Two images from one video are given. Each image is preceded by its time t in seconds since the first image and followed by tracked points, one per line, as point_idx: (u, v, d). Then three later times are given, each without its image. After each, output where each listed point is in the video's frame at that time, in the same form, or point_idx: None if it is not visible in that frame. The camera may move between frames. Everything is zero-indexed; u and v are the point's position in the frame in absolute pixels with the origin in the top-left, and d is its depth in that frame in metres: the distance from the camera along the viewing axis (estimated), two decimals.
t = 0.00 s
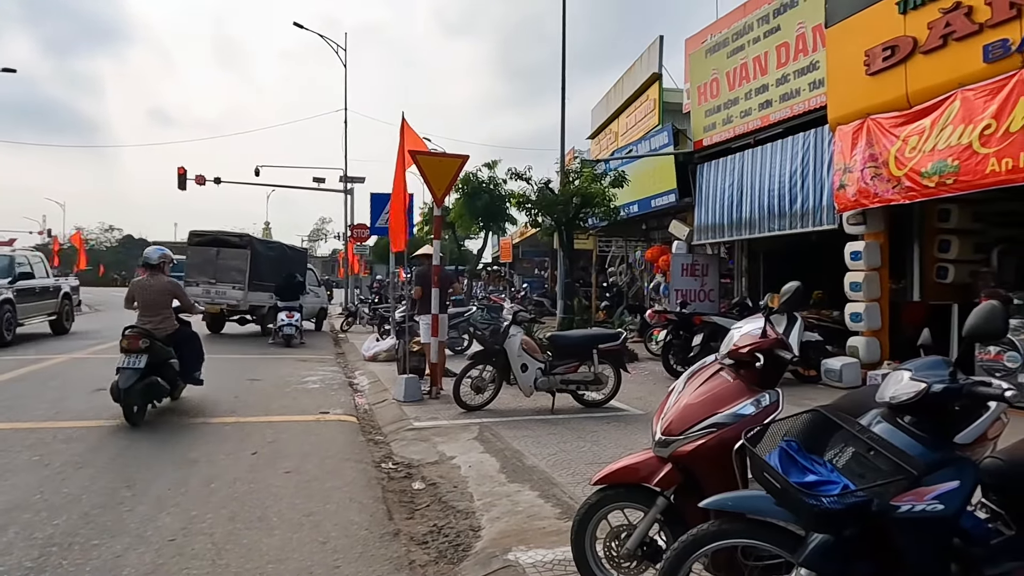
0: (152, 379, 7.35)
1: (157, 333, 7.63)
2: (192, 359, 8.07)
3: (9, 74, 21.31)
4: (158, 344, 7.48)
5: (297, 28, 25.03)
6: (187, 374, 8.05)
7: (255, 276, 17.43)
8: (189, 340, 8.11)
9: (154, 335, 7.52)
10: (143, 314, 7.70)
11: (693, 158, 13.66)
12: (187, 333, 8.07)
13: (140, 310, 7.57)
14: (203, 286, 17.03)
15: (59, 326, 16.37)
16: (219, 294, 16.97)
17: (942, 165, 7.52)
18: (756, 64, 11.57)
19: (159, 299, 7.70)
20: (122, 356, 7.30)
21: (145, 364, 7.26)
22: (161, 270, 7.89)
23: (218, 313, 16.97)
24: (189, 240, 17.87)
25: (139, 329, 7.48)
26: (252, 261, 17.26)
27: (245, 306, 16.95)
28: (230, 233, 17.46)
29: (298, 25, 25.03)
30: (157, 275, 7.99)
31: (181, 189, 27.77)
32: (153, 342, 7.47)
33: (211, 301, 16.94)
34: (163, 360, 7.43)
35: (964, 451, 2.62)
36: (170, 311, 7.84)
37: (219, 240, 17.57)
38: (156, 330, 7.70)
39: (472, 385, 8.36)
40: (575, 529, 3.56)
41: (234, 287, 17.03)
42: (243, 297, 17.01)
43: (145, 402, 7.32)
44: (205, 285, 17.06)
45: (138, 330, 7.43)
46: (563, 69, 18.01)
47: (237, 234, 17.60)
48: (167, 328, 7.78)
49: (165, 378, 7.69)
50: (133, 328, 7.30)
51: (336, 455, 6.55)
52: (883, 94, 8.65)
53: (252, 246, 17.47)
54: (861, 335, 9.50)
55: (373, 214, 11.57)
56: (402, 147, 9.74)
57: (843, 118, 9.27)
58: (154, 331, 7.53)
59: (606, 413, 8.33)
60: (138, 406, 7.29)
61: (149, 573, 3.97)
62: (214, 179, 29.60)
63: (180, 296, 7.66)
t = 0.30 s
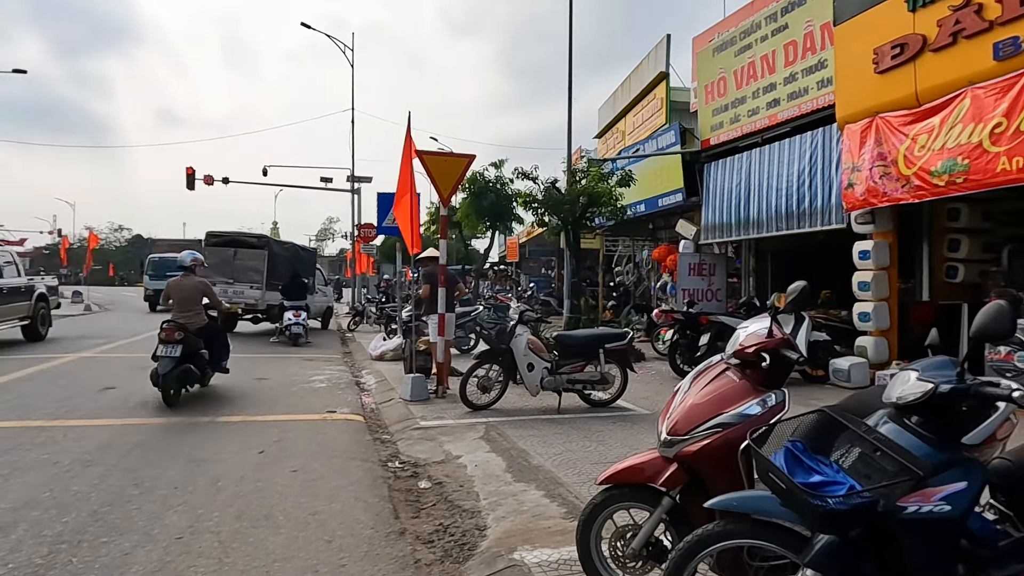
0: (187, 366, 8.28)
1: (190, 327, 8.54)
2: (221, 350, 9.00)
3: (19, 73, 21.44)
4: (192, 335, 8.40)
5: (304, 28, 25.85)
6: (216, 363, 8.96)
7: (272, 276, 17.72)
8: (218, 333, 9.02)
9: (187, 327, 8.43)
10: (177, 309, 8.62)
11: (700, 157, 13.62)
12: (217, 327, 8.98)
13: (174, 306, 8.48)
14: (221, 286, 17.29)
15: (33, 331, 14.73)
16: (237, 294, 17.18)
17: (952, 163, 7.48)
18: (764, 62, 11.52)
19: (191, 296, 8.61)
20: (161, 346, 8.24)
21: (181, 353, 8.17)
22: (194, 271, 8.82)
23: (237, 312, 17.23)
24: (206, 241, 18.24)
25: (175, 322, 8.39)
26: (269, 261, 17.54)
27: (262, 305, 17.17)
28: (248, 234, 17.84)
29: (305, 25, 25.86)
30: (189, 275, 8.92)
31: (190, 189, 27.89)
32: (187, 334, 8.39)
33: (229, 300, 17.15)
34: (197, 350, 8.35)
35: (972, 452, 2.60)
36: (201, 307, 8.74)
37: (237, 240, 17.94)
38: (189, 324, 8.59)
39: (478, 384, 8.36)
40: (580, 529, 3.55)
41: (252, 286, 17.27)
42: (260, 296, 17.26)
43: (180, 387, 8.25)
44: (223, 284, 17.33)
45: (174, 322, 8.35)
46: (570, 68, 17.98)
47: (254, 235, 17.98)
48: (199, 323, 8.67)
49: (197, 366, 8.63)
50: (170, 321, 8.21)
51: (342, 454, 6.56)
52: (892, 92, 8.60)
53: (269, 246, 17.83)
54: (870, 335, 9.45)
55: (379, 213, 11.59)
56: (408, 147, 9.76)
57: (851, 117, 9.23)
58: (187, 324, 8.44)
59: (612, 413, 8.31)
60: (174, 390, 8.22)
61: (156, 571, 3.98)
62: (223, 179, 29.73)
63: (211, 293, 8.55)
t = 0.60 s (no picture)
0: (213, 358, 9.04)
1: (216, 322, 9.28)
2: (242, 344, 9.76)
3: (28, 75, 21.61)
4: (217, 330, 9.15)
5: (309, 28, 26.13)
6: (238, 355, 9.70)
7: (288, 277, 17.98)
8: (240, 328, 9.78)
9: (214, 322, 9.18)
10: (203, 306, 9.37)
11: (707, 156, 13.59)
12: (239, 322, 9.74)
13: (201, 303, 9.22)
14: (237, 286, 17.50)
15: None
16: (253, 294, 17.40)
17: (961, 163, 7.45)
18: (771, 61, 11.50)
19: (216, 294, 9.34)
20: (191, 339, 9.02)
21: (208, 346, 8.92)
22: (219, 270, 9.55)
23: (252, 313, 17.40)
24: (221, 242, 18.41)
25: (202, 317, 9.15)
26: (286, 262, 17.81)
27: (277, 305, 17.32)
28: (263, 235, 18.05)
29: (310, 25, 26.10)
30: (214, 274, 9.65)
31: (197, 190, 27.97)
32: (213, 328, 9.16)
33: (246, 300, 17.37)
34: (222, 344, 9.10)
35: (982, 452, 2.60)
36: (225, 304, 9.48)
37: (252, 241, 18.14)
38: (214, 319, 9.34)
39: (485, 384, 8.37)
40: (588, 528, 3.55)
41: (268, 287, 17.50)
42: (276, 296, 17.49)
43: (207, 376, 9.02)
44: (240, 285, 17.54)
45: (201, 317, 9.09)
46: (575, 67, 17.96)
47: (269, 237, 18.20)
48: (222, 318, 9.41)
49: (222, 357, 9.39)
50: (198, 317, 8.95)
51: (348, 453, 6.56)
52: (900, 91, 8.57)
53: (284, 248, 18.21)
54: (877, 335, 9.42)
55: (385, 213, 11.60)
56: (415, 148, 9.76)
57: (859, 116, 9.20)
58: (213, 319, 9.18)
59: (619, 412, 8.30)
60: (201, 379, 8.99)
61: (164, 569, 3.99)
62: (229, 179, 29.81)
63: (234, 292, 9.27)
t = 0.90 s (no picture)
0: (235, 351, 9.82)
1: (237, 319, 10.07)
2: (262, 339, 10.53)
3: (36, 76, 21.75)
4: (238, 326, 9.93)
5: (315, 28, 26.22)
6: (258, 349, 10.48)
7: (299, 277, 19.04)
8: (260, 325, 10.54)
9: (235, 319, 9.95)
10: (224, 305, 10.17)
11: (713, 156, 13.59)
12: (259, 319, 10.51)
13: (223, 302, 9.99)
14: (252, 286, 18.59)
15: None
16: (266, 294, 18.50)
17: (969, 162, 7.44)
18: (777, 61, 11.49)
19: (237, 293, 10.12)
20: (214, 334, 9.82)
21: (230, 340, 9.70)
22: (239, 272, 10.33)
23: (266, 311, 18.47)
24: (234, 244, 19.58)
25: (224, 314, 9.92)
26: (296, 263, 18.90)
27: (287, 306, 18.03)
28: (275, 237, 19.19)
29: (316, 25, 26.16)
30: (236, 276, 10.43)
31: (202, 190, 28.06)
32: (234, 325, 9.94)
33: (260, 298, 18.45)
34: (243, 338, 9.88)
35: (995, 452, 2.60)
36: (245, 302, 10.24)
37: (264, 243, 19.29)
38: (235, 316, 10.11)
39: (491, 383, 8.38)
40: (597, 528, 3.56)
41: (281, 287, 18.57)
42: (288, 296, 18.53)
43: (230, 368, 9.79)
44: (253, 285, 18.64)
45: (224, 314, 9.87)
46: (580, 67, 17.95)
47: (281, 239, 19.32)
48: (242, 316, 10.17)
49: (243, 351, 10.16)
50: (220, 315, 9.74)
51: (355, 453, 6.58)
52: (907, 90, 8.56)
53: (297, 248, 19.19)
54: (884, 335, 9.40)
55: (391, 213, 11.62)
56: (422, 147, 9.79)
57: (865, 115, 9.20)
58: (234, 316, 9.96)
59: (625, 412, 8.30)
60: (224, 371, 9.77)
61: (174, 568, 4.00)
62: (235, 180, 29.91)
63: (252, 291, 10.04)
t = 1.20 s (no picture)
0: (256, 345, 10.49)
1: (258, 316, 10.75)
2: (281, 334, 11.21)
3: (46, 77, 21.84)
4: (259, 321, 10.62)
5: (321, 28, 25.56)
6: (277, 343, 11.16)
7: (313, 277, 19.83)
8: (279, 320, 11.22)
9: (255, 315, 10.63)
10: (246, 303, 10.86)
11: (720, 154, 13.57)
12: (278, 316, 11.20)
13: (244, 300, 10.68)
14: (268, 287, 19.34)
15: None
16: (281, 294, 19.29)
17: (981, 160, 7.41)
18: (786, 58, 11.45)
19: (257, 292, 10.80)
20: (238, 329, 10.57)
21: (252, 334, 10.37)
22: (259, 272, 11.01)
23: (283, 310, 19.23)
24: (248, 244, 20.21)
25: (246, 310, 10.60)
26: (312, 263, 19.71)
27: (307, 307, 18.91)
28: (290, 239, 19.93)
29: (322, 25, 25.53)
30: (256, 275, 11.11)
31: (210, 190, 28.17)
32: (255, 321, 10.62)
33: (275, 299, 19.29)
34: (263, 331, 10.59)
35: (1010, 452, 2.60)
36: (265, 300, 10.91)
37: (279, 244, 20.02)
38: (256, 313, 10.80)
39: (499, 382, 8.38)
40: (607, 527, 3.56)
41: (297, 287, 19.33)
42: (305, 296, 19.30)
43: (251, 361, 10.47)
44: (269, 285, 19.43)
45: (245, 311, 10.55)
46: (587, 65, 17.91)
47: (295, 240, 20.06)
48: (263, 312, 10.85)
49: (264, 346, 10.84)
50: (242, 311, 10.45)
51: (364, 451, 6.59)
52: (917, 88, 8.53)
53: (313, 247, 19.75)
54: (894, 335, 9.35)
55: (399, 212, 11.63)
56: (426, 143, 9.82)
57: (875, 113, 9.16)
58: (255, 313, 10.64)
59: (633, 412, 8.29)
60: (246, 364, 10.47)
61: (187, 565, 4.02)
62: (243, 179, 29.99)
63: (270, 287, 10.79)
